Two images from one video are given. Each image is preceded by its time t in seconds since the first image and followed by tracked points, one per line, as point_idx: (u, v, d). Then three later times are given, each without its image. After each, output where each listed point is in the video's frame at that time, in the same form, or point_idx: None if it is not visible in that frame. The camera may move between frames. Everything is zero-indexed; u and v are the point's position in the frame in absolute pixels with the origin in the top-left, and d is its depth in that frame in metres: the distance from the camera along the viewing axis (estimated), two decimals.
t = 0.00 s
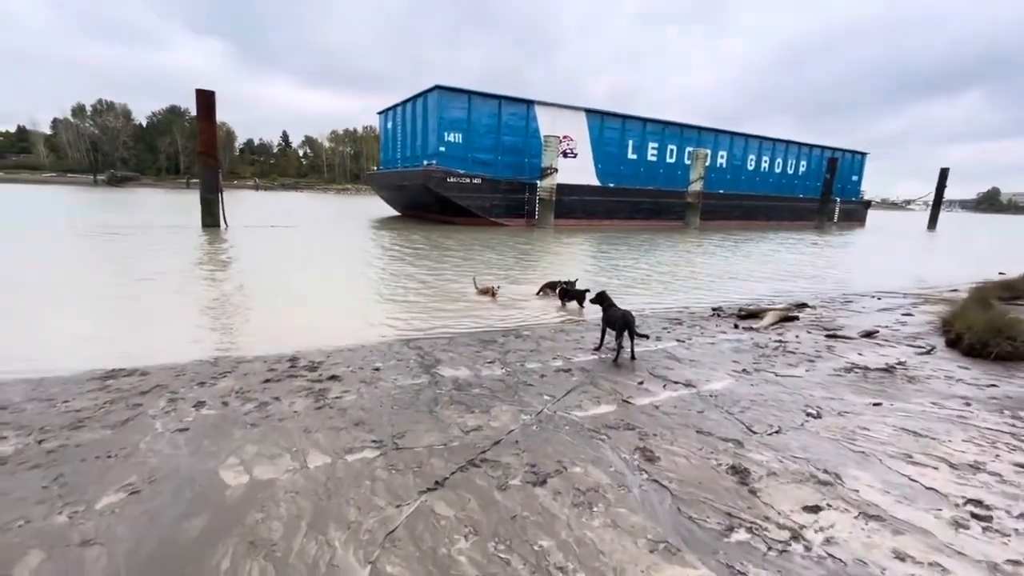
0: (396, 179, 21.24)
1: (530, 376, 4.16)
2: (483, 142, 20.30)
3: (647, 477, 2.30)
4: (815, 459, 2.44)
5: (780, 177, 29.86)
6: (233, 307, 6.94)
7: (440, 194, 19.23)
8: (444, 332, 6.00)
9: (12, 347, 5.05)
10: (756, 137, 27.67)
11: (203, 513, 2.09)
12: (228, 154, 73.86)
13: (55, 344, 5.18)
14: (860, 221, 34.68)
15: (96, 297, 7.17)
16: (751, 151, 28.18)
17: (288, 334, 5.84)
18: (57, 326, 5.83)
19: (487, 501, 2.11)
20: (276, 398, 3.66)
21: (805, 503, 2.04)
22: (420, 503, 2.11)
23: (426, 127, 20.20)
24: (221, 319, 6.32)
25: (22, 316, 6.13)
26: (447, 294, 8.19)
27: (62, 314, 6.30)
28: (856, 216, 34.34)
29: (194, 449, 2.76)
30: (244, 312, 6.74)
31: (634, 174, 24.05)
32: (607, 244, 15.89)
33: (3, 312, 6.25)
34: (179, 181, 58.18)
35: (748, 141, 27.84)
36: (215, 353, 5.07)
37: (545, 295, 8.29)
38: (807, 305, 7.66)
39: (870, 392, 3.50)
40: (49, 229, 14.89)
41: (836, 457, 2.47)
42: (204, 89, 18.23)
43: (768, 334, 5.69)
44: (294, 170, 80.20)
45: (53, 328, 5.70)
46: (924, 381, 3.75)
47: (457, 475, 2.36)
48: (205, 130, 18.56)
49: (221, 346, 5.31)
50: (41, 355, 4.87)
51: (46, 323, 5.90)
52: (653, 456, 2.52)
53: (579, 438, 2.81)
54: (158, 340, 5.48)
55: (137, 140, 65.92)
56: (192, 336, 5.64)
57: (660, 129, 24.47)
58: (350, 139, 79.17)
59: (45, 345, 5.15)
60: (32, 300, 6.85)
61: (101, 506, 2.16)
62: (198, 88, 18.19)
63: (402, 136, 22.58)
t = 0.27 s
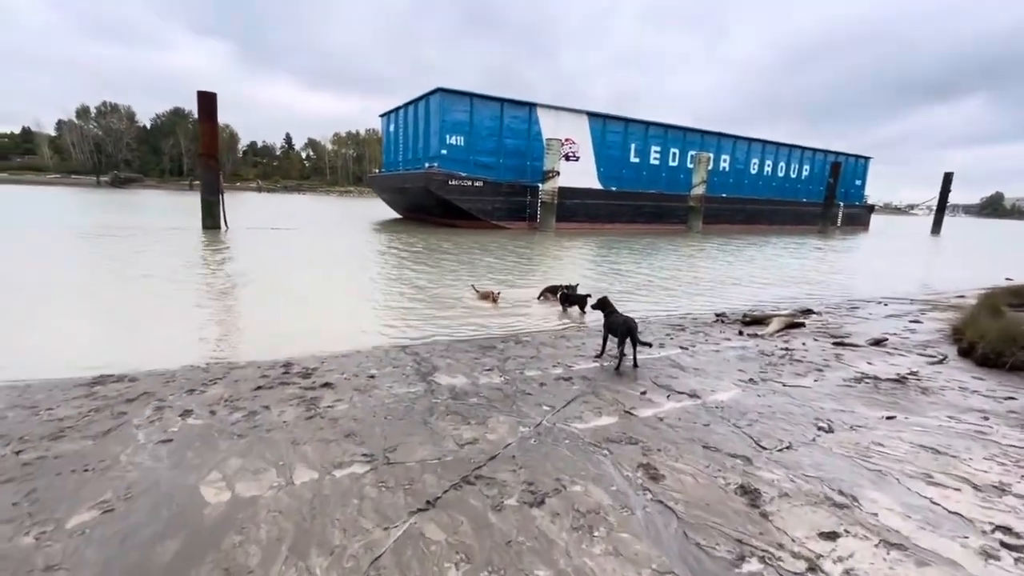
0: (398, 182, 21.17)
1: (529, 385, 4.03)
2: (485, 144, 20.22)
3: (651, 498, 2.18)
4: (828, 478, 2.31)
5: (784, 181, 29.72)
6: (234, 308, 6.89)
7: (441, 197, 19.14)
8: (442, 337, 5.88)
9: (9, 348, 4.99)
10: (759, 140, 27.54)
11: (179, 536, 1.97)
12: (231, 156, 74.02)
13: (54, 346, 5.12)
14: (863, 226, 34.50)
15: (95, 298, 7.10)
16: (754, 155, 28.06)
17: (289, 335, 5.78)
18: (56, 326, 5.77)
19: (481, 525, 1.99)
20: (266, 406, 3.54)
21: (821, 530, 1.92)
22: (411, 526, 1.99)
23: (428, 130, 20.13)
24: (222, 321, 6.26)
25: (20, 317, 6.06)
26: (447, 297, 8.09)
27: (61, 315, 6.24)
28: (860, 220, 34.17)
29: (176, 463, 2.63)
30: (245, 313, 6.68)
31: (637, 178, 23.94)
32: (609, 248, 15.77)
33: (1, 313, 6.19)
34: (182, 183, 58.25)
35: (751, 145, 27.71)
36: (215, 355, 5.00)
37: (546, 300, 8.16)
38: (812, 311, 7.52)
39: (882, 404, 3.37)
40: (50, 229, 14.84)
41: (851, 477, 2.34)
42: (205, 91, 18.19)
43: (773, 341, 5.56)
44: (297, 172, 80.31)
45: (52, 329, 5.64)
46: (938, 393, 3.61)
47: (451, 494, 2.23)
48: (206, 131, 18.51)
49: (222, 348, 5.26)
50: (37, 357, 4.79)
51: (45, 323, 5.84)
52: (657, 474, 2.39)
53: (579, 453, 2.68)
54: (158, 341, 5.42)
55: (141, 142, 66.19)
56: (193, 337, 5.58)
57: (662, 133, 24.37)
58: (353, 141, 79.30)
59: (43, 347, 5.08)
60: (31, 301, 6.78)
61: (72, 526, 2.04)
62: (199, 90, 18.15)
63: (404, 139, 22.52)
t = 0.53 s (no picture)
0: (399, 184, 21.10)
1: (524, 392, 3.90)
2: (486, 147, 20.15)
3: (646, 516, 2.06)
4: (835, 496, 2.18)
5: (786, 185, 29.57)
6: (235, 308, 6.86)
7: (442, 199, 19.06)
8: (438, 341, 5.77)
9: (5, 348, 4.92)
10: (762, 144, 27.41)
11: (144, 555, 1.86)
12: (234, 158, 74.22)
13: (50, 346, 5.06)
14: (866, 230, 34.29)
15: (93, 298, 7.05)
16: (757, 159, 27.93)
17: (291, 337, 5.75)
18: (54, 325, 5.72)
19: (465, 545, 1.87)
20: (251, 413, 3.42)
21: (827, 554, 1.79)
22: (391, 547, 1.87)
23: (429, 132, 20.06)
24: (222, 321, 6.23)
25: (17, 316, 6.00)
26: (445, 300, 7.98)
27: (59, 314, 6.19)
28: (863, 224, 33.97)
29: (150, 473, 2.51)
30: (245, 314, 6.65)
31: (638, 181, 23.83)
32: (610, 252, 15.64)
33: None
34: (185, 185, 58.29)
35: (754, 149, 27.59)
36: (216, 356, 4.97)
37: (545, 303, 8.03)
38: (816, 316, 7.37)
39: (890, 415, 3.23)
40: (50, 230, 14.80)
41: (860, 495, 2.21)
42: (206, 92, 18.15)
43: (776, 347, 5.42)
44: (300, 174, 80.41)
45: (49, 329, 5.59)
46: (948, 403, 3.48)
47: (435, 511, 2.11)
48: (207, 133, 18.46)
49: (223, 349, 5.23)
50: (33, 357, 4.74)
51: (42, 323, 5.78)
52: (653, 489, 2.27)
53: (572, 466, 2.56)
54: (159, 341, 5.39)
55: (145, 144, 66.37)
56: (194, 337, 5.56)
57: (664, 136, 24.26)
58: (356, 144, 79.40)
59: (39, 346, 5.03)
60: (28, 300, 6.73)
61: (32, 544, 1.92)
62: (201, 91, 18.12)
63: (405, 141, 22.46)
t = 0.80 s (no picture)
0: (400, 185, 21.02)
1: (516, 398, 3.78)
2: (488, 149, 20.06)
3: (636, 536, 1.93)
4: (838, 514, 2.05)
5: (789, 188, 29.40)
6: (233, 310, 6.82)
7: (443, 201, 18.98)
8: (432, 345, 5.64)
9: None
10: (764, 147, 27.27)
11: None
12: (237, 160, 74.38)
13: (45, 348, 5.01)
14: (870, 234, 34.08)
15: (90, 299, 7.00)
16: (760, 161, 27.78)
17: (290, 338, 5.72)
18: (49, 327, 5.67)
19: (441, 568, 1.75)
20: (232, 420, 3.30)
21: None
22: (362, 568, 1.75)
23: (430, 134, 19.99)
24: (221, 323, 6.19)
25: (13, 318, 5.94)
26: (442, 303, 7.86)
27: (56, 316, 6.15)
28: (866, 228, 33.77)
29: (118, 484, 2.40)
30: (243, 316, 6.60)
31: (640, 183, 23.71)
32: (611, 254, 15.51)
33: None
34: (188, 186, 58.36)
35: (756, 151, 27.44)
36: (214, 358, 4.94)
37: (543, 306, 7.92)
38: (819, 321, 7.23)
39: (894, 425, 3.10)
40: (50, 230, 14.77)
41: (865, 512, 2.08)
42: (207, 93, 18.09)
43: (778, 353, 5.29)
44: (302, 176, 80.52)
45: (44, 331, 5.54)
46: (956, 413, 3.34)
47: (412, 528, 2.00)
48: (207, 133, 18.40)
49: (222, 350, 5.20)
50: (29, 359, 4.70)
51: (37, 325, 5.73)
52: (645, 506, 2.14)
53: (562, 478, 2.43)
54: (156, 342, 5.35)
55: (148, 145, 66.58)
56: (193, 338, 5.53)
57: (666, 138, 24.15)
58: (358, 146, 79.50)
59: (34, 349, 4.98)
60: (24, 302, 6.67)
61: None
62: (201, 92, 18.07)
63: (406, 143, 22.39)
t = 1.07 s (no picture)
0: (399, 186, 20.92)
1: (509, 404, 3.66)
2: (487, 150, 19.96)
3: (629, 555, 1.82)
4: (842, 531, 1.94)
5: (790, 190, 29.30)
6: (230, 310, 6.73)
7: (442, 202, 18.88)
8: (426, 347, 5.52)
9: None
10: (765, 148, 27.17)
11: None
12: (237, 160, 74.36)
13: (37, 349, 4.92)
14: (871, 236, 33.96)
15: (85, 299, 6.91)
16: (760, 163, 27.68)
17: (288, 339, 5.64)
18: (44, 327, 5.58)
19: None
20: (214, 425, 3.18)
21: None
22: None
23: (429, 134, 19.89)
24: (217, 323, 6.11)
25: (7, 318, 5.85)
26: (439, 304, 7.75)
27: (49, 316, 6.06)
28: (867, 230, 33.64)
29: (86, 496, 2.28)
30: (240, 316, 6.50)
31: (640, 184, 23.61)
32: (610, 256, 15.40)
33: None
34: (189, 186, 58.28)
35: (757, 153, 27.34)
36: (210, 359, 4.85)
37: (541, 308, 7.81)
38: (820, 324, 7.11)
39: (900, 434, 2.99)
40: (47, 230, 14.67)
41: (872, 530, 1.96)
42: (204, 92, 17.98)
43: (779, 357, 5.17)
44: (303, 176, 80.45)
45: (36, 331, 5.44)
46: (963, 421, 3.23)
47: (391, 545, 1.89)
48: (205, 133, 18.28)
49: (219, 351, 5.12)
50: (20, 360, 4.61)
51: (30, 325, 5.64)
52: (639, 521, 2.03)
53: (552, 490, 2.31)
54: (151, 343, 5.27)
55: (149, 145, 66.53)
56: (188, 339, 5.45)
57: (666, 140, 24.05)
58: (359, 146, 79.49)
59: (26, 350, 4.89)
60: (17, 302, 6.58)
61: None
62: (199, 92, 17.95)
63: (405, 143, 22.30)
